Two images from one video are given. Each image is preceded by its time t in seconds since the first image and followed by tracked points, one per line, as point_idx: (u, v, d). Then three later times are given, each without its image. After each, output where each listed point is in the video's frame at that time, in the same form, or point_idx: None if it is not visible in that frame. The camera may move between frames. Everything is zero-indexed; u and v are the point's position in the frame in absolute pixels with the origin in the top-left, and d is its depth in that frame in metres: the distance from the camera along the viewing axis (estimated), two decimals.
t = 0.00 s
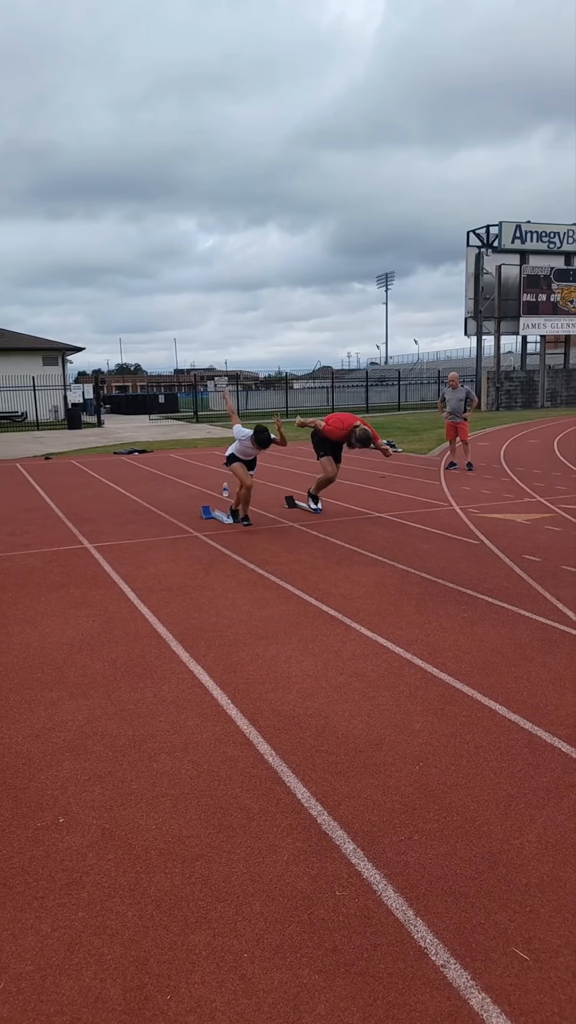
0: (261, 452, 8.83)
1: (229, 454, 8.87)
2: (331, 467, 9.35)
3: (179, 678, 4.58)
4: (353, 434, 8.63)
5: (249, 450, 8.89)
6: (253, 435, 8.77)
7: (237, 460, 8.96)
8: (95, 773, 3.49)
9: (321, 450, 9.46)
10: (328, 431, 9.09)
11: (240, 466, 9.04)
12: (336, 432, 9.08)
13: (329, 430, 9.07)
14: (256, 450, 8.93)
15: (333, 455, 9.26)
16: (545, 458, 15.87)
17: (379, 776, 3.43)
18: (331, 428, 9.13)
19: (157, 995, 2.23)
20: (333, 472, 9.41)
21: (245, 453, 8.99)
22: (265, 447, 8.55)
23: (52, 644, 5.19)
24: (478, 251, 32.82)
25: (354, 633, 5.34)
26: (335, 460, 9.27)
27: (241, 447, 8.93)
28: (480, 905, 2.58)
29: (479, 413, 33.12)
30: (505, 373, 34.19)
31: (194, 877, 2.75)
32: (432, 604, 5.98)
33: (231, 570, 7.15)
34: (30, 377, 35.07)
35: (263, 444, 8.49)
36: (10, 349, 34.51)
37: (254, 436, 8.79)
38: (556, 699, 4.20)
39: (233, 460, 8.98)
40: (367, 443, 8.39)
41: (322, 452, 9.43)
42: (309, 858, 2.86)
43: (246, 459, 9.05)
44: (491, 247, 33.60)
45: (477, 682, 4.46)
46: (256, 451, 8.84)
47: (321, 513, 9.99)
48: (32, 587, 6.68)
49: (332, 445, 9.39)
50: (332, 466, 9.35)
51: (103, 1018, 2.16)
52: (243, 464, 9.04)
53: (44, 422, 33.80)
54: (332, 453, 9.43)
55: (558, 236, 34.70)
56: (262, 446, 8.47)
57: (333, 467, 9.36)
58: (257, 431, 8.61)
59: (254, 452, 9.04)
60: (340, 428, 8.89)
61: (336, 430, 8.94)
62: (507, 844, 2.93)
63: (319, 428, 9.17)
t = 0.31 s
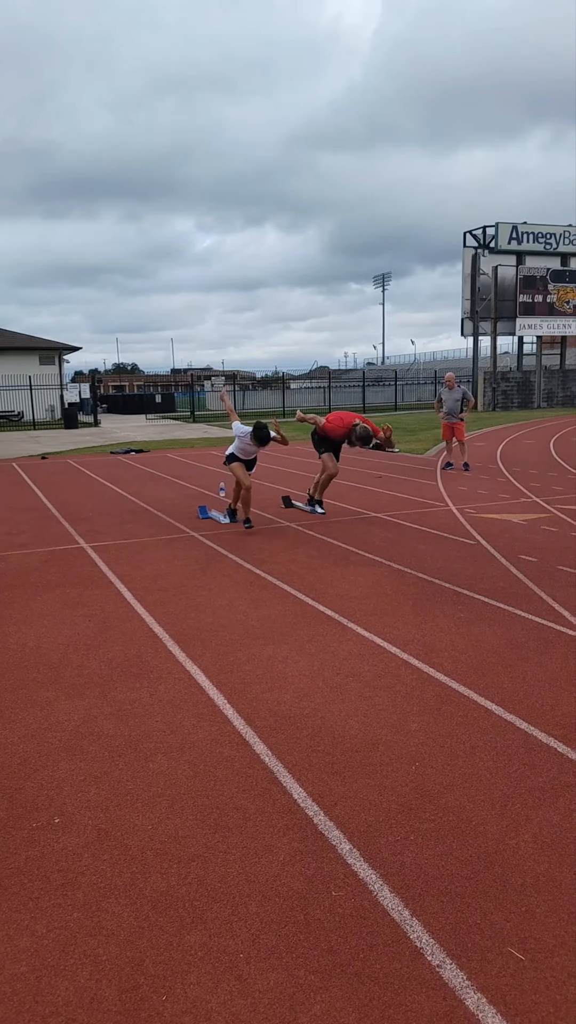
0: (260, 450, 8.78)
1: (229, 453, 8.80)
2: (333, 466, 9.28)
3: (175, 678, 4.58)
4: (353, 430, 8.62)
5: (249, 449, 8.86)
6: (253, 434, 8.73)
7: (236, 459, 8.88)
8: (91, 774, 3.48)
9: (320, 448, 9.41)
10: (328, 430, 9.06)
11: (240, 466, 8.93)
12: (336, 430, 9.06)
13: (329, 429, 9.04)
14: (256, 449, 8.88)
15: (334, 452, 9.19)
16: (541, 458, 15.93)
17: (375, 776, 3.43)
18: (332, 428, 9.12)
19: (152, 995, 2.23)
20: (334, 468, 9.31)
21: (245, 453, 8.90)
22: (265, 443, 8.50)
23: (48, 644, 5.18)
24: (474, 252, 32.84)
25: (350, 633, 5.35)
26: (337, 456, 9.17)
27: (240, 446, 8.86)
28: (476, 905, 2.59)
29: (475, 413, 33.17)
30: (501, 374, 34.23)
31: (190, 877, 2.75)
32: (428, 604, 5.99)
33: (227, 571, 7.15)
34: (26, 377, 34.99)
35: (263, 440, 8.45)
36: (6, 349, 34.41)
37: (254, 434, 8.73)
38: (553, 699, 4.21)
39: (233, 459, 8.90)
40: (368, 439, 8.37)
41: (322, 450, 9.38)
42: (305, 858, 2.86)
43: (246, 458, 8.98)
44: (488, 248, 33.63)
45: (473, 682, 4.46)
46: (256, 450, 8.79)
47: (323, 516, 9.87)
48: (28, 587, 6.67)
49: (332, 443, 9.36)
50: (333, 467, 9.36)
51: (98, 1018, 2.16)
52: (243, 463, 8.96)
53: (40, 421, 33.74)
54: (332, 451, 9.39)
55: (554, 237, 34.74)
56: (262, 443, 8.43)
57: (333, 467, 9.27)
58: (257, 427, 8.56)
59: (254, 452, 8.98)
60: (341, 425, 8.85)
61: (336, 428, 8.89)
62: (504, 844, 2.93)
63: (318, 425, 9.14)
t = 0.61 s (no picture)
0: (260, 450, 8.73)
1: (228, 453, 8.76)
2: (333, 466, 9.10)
3: (170, 678, 4.58)
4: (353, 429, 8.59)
5: (249, 449, 8.81)
6: (252, 434, 8.68)
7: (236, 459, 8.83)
8: (85, 775, 3.47)
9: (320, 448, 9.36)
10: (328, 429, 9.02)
11: (239, 466, 8.90)
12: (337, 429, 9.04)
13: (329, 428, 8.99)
14: (256, 449, 8.85)
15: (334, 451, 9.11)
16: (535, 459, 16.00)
17: (370, 776, 3.43)
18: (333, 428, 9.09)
19: (146, 996, 2.22)
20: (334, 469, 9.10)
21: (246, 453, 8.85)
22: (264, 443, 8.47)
23: (43, 644, 5.17)
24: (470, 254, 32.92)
25: (346, 633, 5.36)
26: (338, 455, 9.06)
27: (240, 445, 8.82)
28: (470, 906, 2.59)
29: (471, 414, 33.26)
30: (497, 375, 34.33)
31: (184, 877, 2.75)
32: (423, 604, 6.01)
33: (223, 571, 7.16)
34: (21, 377, 34.89)
35: (262, 440, 8.42)
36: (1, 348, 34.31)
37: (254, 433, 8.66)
38: (547, 699, 4.22)
39: (233, 459, 8.85)
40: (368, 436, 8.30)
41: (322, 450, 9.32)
42: (299, 858, 2.86)
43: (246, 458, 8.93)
44: (483, 250, 33.71)
45: (468, 682, 4.48)
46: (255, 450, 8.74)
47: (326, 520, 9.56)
48: (23, 587, 6.65)
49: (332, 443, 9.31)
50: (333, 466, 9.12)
51: (92, 1019, 2.16)
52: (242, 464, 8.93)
53: (36, 421, 33.66)
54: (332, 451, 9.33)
55: (550, 239, 34.87)
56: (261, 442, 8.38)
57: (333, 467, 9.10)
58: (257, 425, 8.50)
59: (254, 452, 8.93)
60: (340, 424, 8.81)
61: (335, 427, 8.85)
62: (498, 844, 2.94)
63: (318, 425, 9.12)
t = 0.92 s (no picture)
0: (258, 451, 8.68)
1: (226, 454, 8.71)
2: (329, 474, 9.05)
3: (163, 678, 4.58)
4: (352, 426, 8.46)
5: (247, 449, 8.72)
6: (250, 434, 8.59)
7: (233, 460, 8.78)
8: (78, 776, 3.47)
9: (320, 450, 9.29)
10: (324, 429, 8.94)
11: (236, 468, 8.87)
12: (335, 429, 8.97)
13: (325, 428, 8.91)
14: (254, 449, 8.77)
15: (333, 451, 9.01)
16: (528, 459, 16.06)
17: (363, 776, 3.44)
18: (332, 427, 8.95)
19: (139, 997, 2.22)
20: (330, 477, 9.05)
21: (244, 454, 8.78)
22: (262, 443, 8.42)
23: (36, 644, 5.17)
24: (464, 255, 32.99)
25: (339, 633, 5.37)
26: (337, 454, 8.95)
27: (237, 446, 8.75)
28: (463, 905, 2.60)
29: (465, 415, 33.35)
30: (490, 376, 34.43)
31: (178, 877, 2.75)
32: (416, 604, 6.03)
33: (216, 571, 7.17)
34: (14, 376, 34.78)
35: (260, 440, 8.37)
36: None
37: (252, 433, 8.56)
38: (540, 698, 4.25)
39: (230, 460, 8.79)
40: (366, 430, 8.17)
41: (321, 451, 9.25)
42: (293, 858, 2.87)
43: (243, 459, 8.87)
44: (478, 251, 33.79)
45: (461, 682, 4.49)
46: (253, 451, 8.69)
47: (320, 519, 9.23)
48: (16, 587, 6.65)
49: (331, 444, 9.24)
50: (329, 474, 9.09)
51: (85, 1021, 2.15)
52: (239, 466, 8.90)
53: (29, 421, 33.56)
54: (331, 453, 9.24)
55: (543, 241, 34.99)
56: (259, 442, 8.33)
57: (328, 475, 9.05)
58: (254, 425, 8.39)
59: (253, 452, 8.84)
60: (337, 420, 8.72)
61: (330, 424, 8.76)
62: (491, 843, 2.95)
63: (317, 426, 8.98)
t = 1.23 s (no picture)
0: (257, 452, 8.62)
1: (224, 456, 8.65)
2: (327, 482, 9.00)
3: (157, 678, 4.58)
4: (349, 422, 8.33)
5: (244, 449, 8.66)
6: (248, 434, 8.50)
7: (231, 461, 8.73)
8: (72, 777, 3.46)
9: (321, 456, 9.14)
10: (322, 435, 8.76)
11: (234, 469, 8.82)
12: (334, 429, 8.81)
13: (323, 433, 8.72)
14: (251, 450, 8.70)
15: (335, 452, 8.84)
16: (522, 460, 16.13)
17: (357, 777, 3.44)
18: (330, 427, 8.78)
19: (133, 998, 2.22)
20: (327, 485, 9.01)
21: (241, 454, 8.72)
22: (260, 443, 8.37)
23: (29, 644, 5.17)
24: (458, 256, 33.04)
25: (333, 633, 5.38)
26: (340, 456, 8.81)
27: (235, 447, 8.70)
28: (455, 905, 2.60)
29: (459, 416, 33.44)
30: (485, 377, 34.51)
31: (171, 878, 2.74)
32: (409, 604, 6.05)
33: (210, 571, 7.18)
34: (8, 376, 34.69)
35: (259, 440, 8.31)
36: None
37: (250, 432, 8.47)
38: (533, 698, 4.26)
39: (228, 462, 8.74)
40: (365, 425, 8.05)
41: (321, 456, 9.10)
42: (287, 858, 2.87)
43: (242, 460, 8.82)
44: (472, 252, 33.85)
45: (455, 682, 4.50)
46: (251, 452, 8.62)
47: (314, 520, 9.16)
48: (9, 587, 6.64)
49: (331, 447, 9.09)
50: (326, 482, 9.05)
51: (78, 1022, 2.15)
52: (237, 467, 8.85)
53: (23, 421, 33.47)
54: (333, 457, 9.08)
55: (537, 242, 35.09)
56: (257, 442, 8.27)
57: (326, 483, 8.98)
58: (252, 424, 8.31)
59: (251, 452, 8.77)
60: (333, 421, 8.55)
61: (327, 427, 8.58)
62: (484, 843, 2.95)
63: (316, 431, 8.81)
